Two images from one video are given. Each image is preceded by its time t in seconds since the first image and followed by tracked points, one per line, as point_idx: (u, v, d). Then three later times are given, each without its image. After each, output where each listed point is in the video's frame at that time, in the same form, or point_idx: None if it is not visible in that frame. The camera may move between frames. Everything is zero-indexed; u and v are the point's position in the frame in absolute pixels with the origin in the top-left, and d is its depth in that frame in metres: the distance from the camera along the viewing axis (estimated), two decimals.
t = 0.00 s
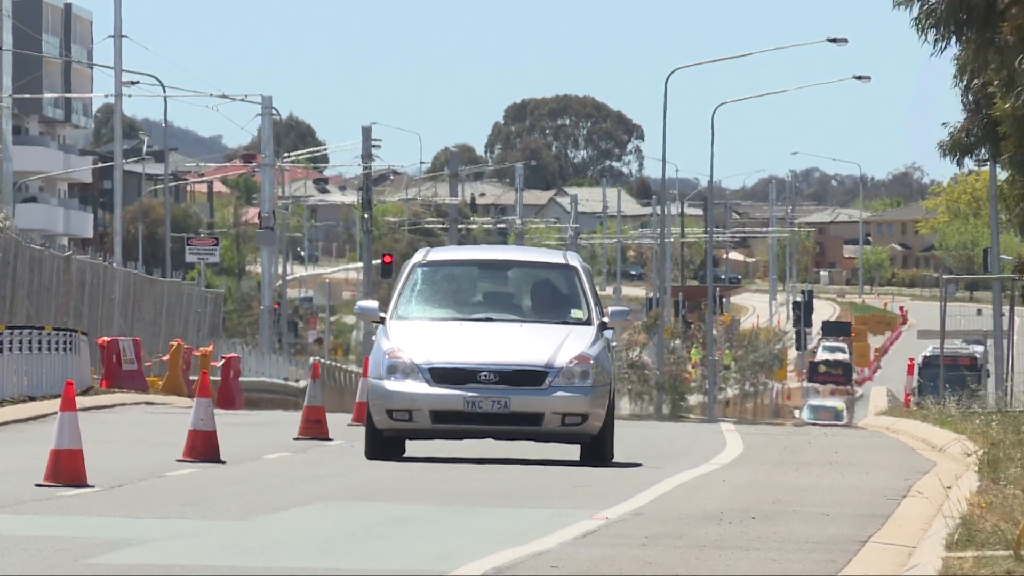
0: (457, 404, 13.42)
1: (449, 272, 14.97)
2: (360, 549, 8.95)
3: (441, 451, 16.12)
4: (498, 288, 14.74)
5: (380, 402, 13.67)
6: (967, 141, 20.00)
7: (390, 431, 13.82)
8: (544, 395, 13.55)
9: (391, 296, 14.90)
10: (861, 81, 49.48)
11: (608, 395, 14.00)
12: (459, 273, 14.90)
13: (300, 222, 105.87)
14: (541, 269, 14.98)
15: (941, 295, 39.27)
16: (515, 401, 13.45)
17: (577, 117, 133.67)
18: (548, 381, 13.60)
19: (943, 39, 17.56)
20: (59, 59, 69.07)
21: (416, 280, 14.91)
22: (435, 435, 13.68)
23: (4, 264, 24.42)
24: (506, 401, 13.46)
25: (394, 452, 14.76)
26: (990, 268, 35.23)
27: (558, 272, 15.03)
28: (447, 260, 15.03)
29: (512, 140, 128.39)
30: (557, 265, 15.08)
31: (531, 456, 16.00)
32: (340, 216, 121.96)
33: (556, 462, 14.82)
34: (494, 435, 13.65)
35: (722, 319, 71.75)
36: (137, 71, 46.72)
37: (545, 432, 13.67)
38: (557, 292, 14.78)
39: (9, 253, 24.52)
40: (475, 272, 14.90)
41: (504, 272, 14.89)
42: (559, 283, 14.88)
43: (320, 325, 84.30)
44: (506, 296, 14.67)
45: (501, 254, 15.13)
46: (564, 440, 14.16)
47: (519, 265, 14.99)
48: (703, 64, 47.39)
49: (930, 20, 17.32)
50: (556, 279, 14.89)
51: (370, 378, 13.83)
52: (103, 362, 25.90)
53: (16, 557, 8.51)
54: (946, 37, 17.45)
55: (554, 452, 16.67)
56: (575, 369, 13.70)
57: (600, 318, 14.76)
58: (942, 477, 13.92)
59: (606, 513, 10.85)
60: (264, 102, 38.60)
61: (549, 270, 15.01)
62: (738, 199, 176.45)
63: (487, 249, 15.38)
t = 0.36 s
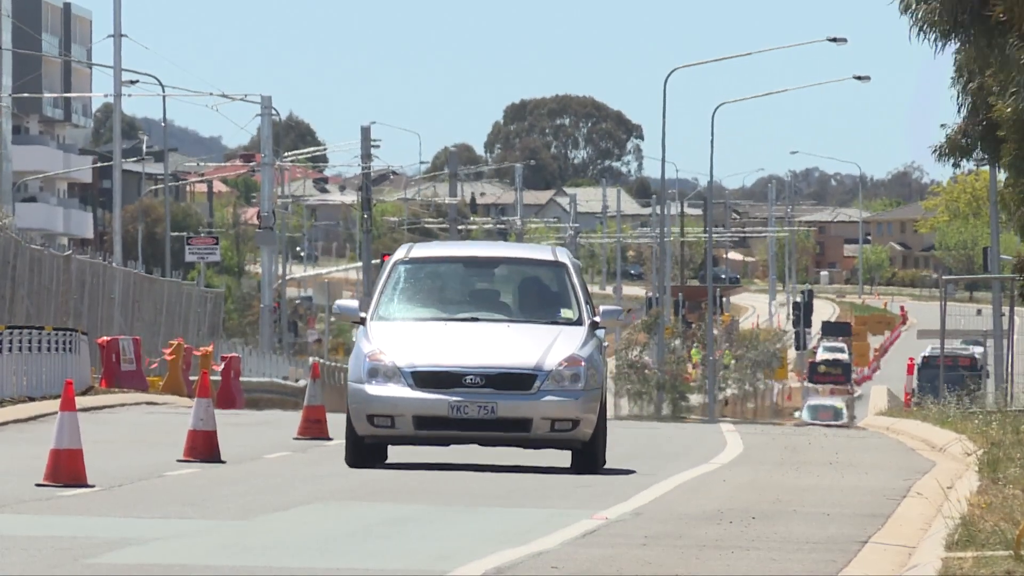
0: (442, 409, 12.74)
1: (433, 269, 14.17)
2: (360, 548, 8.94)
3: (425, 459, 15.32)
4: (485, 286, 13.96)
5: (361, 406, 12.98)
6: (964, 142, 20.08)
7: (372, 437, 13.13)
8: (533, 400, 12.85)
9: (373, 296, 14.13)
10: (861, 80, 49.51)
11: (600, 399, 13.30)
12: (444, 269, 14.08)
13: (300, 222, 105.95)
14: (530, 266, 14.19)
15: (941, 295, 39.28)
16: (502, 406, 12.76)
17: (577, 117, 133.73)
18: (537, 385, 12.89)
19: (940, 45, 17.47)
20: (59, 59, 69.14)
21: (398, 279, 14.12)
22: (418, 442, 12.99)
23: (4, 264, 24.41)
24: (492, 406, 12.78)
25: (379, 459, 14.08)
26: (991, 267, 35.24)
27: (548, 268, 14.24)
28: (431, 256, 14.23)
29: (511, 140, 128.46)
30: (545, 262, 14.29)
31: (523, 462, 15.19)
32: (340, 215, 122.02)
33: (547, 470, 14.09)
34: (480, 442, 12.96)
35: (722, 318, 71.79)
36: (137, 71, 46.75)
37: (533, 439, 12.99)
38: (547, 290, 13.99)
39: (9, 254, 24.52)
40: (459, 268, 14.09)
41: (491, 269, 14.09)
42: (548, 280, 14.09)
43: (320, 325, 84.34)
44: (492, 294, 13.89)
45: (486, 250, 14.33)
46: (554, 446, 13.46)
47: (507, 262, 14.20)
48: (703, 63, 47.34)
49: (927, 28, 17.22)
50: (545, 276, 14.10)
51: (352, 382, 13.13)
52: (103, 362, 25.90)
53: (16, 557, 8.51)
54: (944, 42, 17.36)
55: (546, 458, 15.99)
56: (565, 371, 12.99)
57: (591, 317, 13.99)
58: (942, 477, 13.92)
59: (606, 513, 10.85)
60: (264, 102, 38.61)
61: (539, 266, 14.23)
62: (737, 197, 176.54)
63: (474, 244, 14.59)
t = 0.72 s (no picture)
0: (424, 413, 12.09)
1: (415, 267, 13.54)
2: (360, 549, 8.95)
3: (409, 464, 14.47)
4: (470, 285, 13.34)
5: (340, 411, 12.31)
6: (962, 142, 20.09)
7: (352, 443, 12.46)
8: (521, 404, 12.21)
9: (354, 294, 13.52)
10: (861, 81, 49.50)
11: (592, 403, 12.65)
12: (427, 267, 13.47)
13: (300, 223, 105.93)
14: (518, 263, 13.58)
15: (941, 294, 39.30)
16: (488, 411, 12.11)
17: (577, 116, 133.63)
18: (525, 388, 12.26)
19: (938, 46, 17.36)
20: (59, 60, 69.09)
21: (380, 278, 13.50)
22: (400, 448, 12.34)
23: (4, 264, 24.40)
24: (478, 410, 12.13)
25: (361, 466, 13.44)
26: (991, 267, 35.31)
27: (537, 266, 13.62)
28: (415, 253, 13.62)
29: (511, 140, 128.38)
30: (535, 260, 13.67)
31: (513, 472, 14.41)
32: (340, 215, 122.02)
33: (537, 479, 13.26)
34: (464, 448, 12.32)
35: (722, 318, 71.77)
36: (138, 71, 46.73)
37: (521, 445, 12.35)
38: (536, 289, 13.38)
39: (9, 254, 24.50)
40: (444, 266, 13.47)
41: (478, 267, 13.48)
42: (538, 278, 13.46)
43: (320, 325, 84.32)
44: (479, 295, 13.28)
45: (473, 247, 13.72)
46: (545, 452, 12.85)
47: (494, 260, 13.58)
48: (704, 63, 47.30)
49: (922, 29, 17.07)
50: (534, 274, 13.50)
51: (331, 386, 12.47)
52: (104, 362, 25.92)
53: (17, 556, 8.52)
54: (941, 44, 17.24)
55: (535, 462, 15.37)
56: (555, 374, 12.33)
57: (583, 317, 13.38)
58: (943, 477, 13.93)
59: (606, 514, 10.86)
60: (264, 102, 38.59)
61: (527, 263, 13.61)
62: (738, 198, 176.63)
63: (460, 241, 13.97)
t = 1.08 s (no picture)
0: (404, 422, 11.27)
1: (397, 266, 12.74)
2: (360, 549, 8.95)
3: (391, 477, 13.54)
4: (454, 285, 12.55)
5: (315, 418, 11.48)
6: (962, 141, 20.14)
7: (327, 453, 11.61)
8: (507, 412, 11.39)
9: (332, 294, 12.70)
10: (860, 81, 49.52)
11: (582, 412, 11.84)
12: (410, 266, 12.67)
13: (300, 223, 105.98)
14: (505, 262, 12.79)
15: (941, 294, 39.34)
16: (473, 419, 11.29)
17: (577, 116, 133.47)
18: (511, 396, 11.43)
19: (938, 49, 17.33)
20: (59, 60, 69.09)
21: (359, 276, 12.71)
22: (380, 458, 11.50)
23: (4, 264, 24.40)
24: (461, 419, 11.32)
25: (336, 477, 12.62)
26: (991, 268, 35.37)
27: (526, 266, 12.84)
28: (396, 251, 12.82)
29: (511, 140, 128.41)
30: (524, 259, 12.90)
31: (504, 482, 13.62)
32: (339, 215, 122.02)
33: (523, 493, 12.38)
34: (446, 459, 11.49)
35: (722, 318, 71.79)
36: (137, 71, 46.75)
37: (505, 457, 11.52)
38: (525, 290, 12.59)
39: (9, 254, 24.50)
40: (427, 264, 12.69)
41: (464, 266, 12.69)
42: (526, 278, 12.68)
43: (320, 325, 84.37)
44: (464, 295, 12.49)
45: (457, 246, 12.93)
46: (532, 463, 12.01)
47: (480, 258, 12.79)
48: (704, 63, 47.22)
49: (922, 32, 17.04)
50: (522, 274, 12.72)
51: (306, 392, 11.65)
52: (104, 362, 25.91)
53: (17, 557, 8.51)
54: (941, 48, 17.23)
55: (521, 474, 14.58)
56: (543, 381, 11.52)
57: (573, 320, 12.59)
58: (943, 477, 13.93)
59: (606, 514, 10.86)
60: (264, 102, 38.59)
61: (515, 263, 12.82)
62: (738, 198, 176.80)
63: (443, 239, 13.18)
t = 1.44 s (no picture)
0: (376, 431, 10.42)
1: (373, 265, 11.85)
2: (360, 548, 8.95)
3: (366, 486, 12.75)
4: (433, 284, 11.66)
5: (282, 425, 10.62)
6: (962, 140, 20.16)
7: (294, 463, 10.75)
8: (488, 421, 10.54)
9: (302, 294, 11.80)
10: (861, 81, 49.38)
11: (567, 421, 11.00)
12: (386, 265, 11.79)
13: (300, 223, 106.07)
14: (488, 262, 11.92)
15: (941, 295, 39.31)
16: (450, 429, 10.45)
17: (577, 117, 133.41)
18: (491, 404, 10.58)
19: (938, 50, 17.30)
20: (59, 59, 69.12)
21: (333, 275, 11.81)
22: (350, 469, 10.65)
23: (4, 264, 24.39)
24: (439, 429, 10.46)
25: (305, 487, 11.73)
26: (990, 268, 35.40)
27: (510, 266, 11.97)
28: (372, 249, 11.95)
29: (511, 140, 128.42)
30: (508, 258, 12.04)
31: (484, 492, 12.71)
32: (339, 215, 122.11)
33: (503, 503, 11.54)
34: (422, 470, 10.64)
35: (722, 319, 71.77)
36: (137, 71, 46.77)
37: (486, 468, 10.66)
38: (508, 292, 11.72)
39: (9, 254, 24.48)
40: (405, 264, 11.80)
41: (443, 265, 11.80)
42: (510, 278, 11.82)
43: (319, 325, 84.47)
44: (444, 295, 11.60)
45: (437, 245, 12.05)
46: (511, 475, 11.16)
47: (462, 257, 11.92)
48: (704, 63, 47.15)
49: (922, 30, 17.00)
50: (506, 275, 11.84)
51: (272, 398, 10.79)
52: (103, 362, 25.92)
53: (16, 556, 8.51)
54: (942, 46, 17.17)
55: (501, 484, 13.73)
56: (525, 389, 10.68)
57: (559, 324, 11.70)
58: (942, 477, 13.94)
59: (606, 513, 10.85)
60: (264, 102, 38.60)
61: (499, 262, 11.96)
62: (738, 198, 176.89)
63: (423, 236, 12.30)
